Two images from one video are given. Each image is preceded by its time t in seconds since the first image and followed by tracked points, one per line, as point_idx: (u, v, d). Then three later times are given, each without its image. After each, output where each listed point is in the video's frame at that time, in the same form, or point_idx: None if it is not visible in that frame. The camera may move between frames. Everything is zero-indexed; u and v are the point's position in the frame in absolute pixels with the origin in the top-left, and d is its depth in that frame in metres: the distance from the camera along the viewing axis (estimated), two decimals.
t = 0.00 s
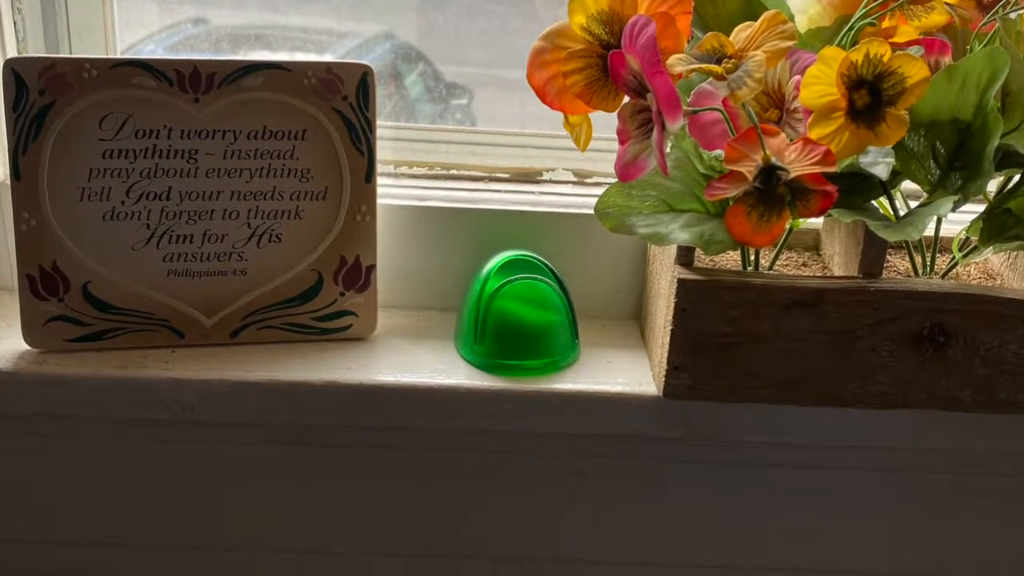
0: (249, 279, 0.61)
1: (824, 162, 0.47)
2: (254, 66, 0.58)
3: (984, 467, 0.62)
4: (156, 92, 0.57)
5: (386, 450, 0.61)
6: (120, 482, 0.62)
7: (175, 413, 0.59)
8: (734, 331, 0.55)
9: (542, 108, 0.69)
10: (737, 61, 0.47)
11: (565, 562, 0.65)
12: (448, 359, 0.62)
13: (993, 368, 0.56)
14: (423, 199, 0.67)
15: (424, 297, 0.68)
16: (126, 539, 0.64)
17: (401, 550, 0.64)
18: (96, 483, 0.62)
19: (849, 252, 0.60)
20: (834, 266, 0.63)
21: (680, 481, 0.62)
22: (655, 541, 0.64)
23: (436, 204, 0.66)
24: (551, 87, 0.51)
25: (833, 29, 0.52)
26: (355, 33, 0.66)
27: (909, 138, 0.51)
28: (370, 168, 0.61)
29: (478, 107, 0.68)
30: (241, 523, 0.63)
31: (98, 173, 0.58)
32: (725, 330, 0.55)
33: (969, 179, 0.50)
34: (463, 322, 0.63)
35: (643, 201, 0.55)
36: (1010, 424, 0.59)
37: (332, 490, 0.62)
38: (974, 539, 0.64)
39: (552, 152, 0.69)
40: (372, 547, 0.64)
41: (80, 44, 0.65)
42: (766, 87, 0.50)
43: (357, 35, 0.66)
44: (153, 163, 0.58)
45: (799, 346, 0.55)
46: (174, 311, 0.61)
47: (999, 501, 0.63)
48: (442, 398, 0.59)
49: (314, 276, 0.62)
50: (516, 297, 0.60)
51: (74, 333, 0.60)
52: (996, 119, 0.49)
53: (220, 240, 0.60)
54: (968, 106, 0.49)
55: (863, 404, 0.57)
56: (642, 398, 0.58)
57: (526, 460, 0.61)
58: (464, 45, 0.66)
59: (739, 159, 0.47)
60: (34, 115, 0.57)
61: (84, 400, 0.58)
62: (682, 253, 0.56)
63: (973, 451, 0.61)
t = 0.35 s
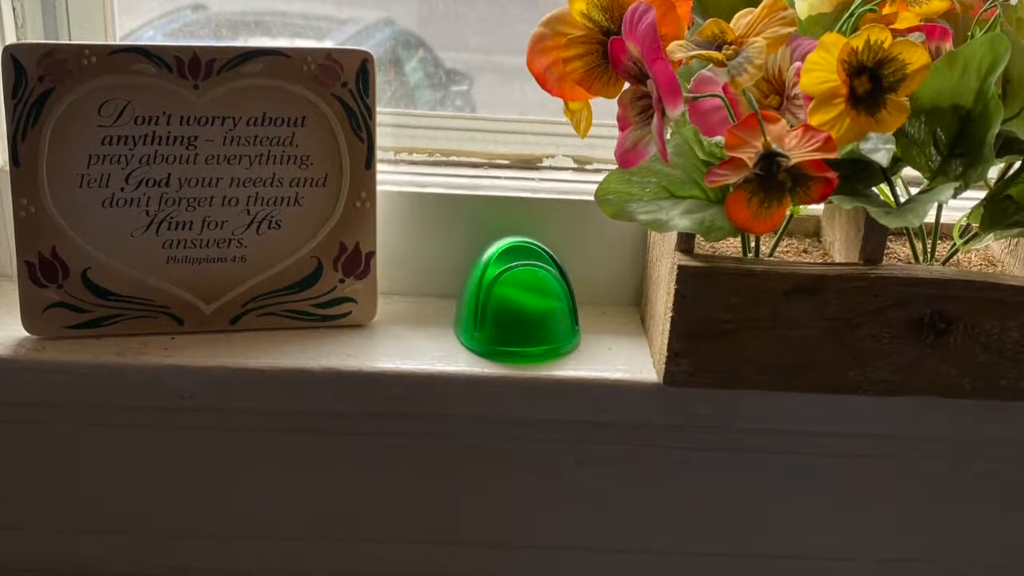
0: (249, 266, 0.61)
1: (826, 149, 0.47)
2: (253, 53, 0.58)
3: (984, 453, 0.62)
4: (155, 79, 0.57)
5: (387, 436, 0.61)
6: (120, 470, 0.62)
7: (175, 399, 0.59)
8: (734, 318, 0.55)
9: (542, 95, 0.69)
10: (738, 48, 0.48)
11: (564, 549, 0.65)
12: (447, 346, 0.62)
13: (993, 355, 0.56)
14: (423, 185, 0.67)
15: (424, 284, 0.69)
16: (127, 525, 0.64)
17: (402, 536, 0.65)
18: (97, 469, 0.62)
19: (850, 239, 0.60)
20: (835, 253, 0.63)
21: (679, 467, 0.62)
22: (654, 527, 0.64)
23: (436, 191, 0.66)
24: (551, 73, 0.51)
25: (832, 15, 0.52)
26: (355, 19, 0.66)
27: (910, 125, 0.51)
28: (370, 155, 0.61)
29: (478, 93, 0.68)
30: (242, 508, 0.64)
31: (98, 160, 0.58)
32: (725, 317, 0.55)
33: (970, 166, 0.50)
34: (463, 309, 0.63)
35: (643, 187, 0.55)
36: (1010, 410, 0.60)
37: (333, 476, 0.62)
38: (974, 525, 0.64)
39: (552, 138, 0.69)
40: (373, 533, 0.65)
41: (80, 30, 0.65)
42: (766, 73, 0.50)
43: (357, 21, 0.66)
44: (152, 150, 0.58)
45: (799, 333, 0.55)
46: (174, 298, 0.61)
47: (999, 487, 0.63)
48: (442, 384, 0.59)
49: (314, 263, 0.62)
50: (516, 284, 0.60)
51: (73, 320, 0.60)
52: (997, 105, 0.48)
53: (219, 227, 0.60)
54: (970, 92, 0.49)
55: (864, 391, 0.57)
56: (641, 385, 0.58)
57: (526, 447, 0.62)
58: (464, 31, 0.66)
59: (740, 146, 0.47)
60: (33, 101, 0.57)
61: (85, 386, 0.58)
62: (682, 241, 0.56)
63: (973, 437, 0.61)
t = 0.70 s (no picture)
0: (249, 253, 0.61)
1: (826, 135, 0.47)
2: (253, 39, 0.58)
3: (983, 440, 0.62)
4: (155, 65, 0.57)
5: (389, 423, 0.62)
6: (122, 456, 0.62)
7: (177, 386, 0.59)
8: (735, 305, 0.55)
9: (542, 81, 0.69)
10: (738, 34, 0.48)
11: (565, 535, 0.66)
12: (448, 333, 0.63)
13: (994, 342, 0.56)
14: (423, 171, 0.67)
15: (424, 271, 0.69)
16: (129, 512, 0.64)
17: (403, 523, 0.65)
18: (99, 456, 0.62)
19: (851, 226, 0.60)
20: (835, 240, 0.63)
21: (679, 454, 0.63)
22: (654, 514, 0.65)
23: (436, 176, 0.66)
24: (551, 60, 0.51)
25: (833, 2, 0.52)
26: (355, 5, 0.66)
27: (911, 112, 0.51)
28: (369, 141, 0.61)
29: (478, 79, 0.68)
30: (243, 495, 0.64)
31: (97, 146, 0.58)
32: (726, 304, 0.55)
33: (970, 153, 0.50)
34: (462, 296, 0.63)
35: (643, 174, 0.55)
36: (1010, 396, 0.60)
37: (334, 463, 0.63)
38: (973, 512, 0.65)
39: (552, 125, 0.69)
40: (374, 519, 0.65)
41: (79, 16, 0.65)
42: (767, 60, 0.50)
43: (356, 7, 0.66)
44: (152, 136, 0.58)
45: (800, 320, 0.55)
46: (174, 285, 0.61)
47: (999, 474, 0.63)
48: (443, 371, 0.59)
49: (313, 250, 0.62)
50: (516, 271, 0.60)
51: (72, 307, 0.60)
52: (998, 92, 0.48)
53: (219, 214, 0.60)
54: (971, 79, 0.49)
55: (864, 378, 0.57)
56: (641, 372, 0.59)
57: (527, 433, 0.62)
58: (464, 17, 0.66)
59: (740, 133, 0.47)
60: (33, 88, 0.57)
61: (86, 373, 0.59)
62: (683, 228, 0.56)
63: (973, 424, 0.61)
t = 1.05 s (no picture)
0: (248, 239, 0.62)
1: (827, 122, 0.47)
2: (253, 25, 0.58)
3: (983, 426, 0.62)
4: (154, 52, 0.57)
5: (390, 409, 0.62)
6: (123, 443, 0.63)
7: (178, 373, 0.59)
8: (735, 291, 0.55)
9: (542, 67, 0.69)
10: (738, 20, 0.48)
11: (565, 522, 0.66)
12: (448, 320, 0.63)
13: (995, 329, 0.56)
14: (423, 158, 0.67)
15: (423, 258, 0.69)
16: (131, 498, 0.64)
17: (405, 509, 0.65)
18: (101, 442, 0.62)
19: (851, 212, 0.59)
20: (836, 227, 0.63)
21: (679, 441, 0.63)
22: (654, 500, 0.65)
23: (436, 163, 0.66)
24: (551, 46, 0.51)
25: None
26: None
27: (912, 98, 0.51)
28: (369, 127, 0.61)
29: (478, 66, 0.68)
30: (245, 481, 0.64)
31: (96, 133, 0.58)
32: (726, 291, 0.55)
33: (970, 140, 0.50)
34: (463, 283, 0.63)
35: (644, 160, 0.55)
36: (1011, 383, 0.60)
37: (336, 449, 0.63)
38: (973, 499, 0.65)
39: (552, 111, 0.69)
40: (376, 505, 0.65)
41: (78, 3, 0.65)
42: (767, 46, 0.50)
43: None
44: (151, 123, 0.58)
45: (801, 307, 0.55)
46: (174, 272, 0.61)
47: (999, 461, 0.64)
48: (444, 357, 0.59)
49: (313, 236, 0.62)
50: (516, 258, 0.60)
51: (71, 294, 0.61)
52: (998, 78, 0.48)
53: (218, 200, 0.60)
54: (972, 65, 0.49)
55: (865, 365, 0.57)
56: (642, 359, 0.59)
57: (527, 420, 0.62)
58: (463, 3, 0.66)
59: (740, 119, 0.47)
60: (32, 75, 0.57)
61: (87, 360, 0.59)
62: (684, 215, 0.56)
63: (974, 411, 0.61)
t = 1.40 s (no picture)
0: (248, 226, 0.62)
1: (828, 108, 0.47)
2: (252, 11, 0.57)
3: (983, 413, 0.63)
4: (154, 38, 0.57)
5: (391, 396, 0.62)
6: (125, 429, 0.63)
7: (179, 359, 0.60)
8: (736, 278, 0.55)
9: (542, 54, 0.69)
10: (738, 6, 0.48)
11: (566, 508, 0.66)
12: (448, 307, 0.63)
13: (996, 316, 0.56)
14: (424, 144, 0.67)
15: (423, 244, 0.69)
16: (132, 484, 0.65)
17: (406, 495, 0.66)
18: (102, 428, 0.63)
19: (852, 199, 0.59)
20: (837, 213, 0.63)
21: (678, 428, 0.63)
22: (654, 486, 0.65)
23: (436, 149, 0.66)
24: (551, 32, 0.50)
25: None
26: None
27: (913, 85, 0.51)
28: (369, 114, 0.61)
29: (478, 52, 0.68)
30: (246, 467, 0.64)
31: (95, 119, 0.58)
32: (726, 278, 0.55)
33: (971, 126, 0.50)
34: (463, 270, 0.63)
35: (644, 146, 0.55)
36: (1011, 370, 0.60)
37: (337, 436, 0.63)
38: (972, 485, 0.65)
39: (552, 98, 0.69)
40: (377, 491, 0.65)
41: None
42: (767, 32, 0.50)
43: None
44: (150, 109, 0.58)
45: (802, 293, 0.55)
46: (173, 258, 0.61)
47: (999, 448, 0.64)
48: (444, 344, 0.59)
49: (313, 223, 0.62)
50: (517, 245, 0.60)
51: (71, 280, 0.61)
52: (999, 64, 0.48)
53: (217, 187, 0.60)
54: (972, 52, 0.49)
55: (866, 352, 0.57)
56: (642, 346, 0.59)
57: (527, 406, 0.62)
58: None
59: (740, 106, 0.47)
60: (31, 61, 0.57)
61: (88, 347, 0.59)
62: (685, 201, 0.56)
63: (974, 398, 0.61)
